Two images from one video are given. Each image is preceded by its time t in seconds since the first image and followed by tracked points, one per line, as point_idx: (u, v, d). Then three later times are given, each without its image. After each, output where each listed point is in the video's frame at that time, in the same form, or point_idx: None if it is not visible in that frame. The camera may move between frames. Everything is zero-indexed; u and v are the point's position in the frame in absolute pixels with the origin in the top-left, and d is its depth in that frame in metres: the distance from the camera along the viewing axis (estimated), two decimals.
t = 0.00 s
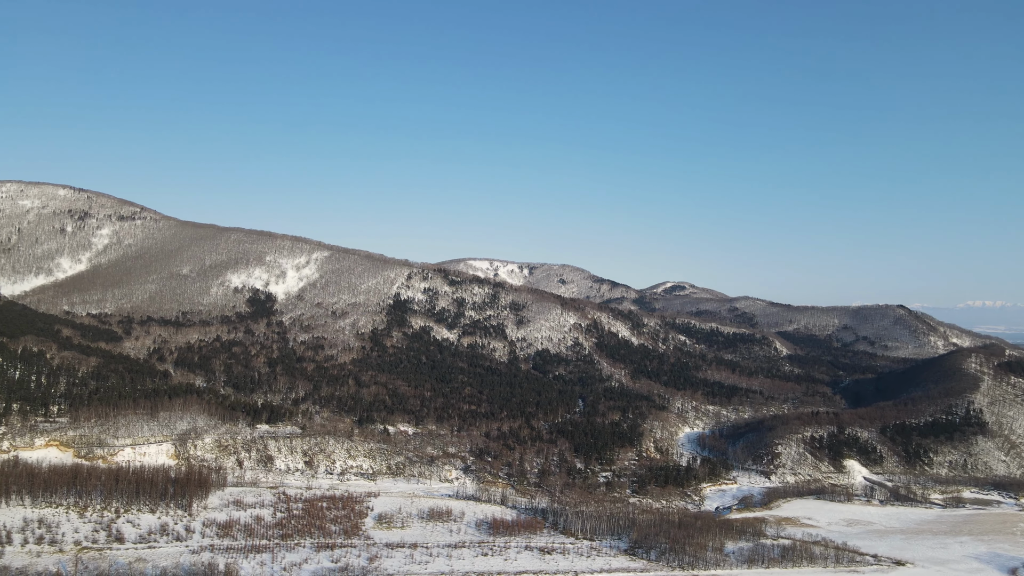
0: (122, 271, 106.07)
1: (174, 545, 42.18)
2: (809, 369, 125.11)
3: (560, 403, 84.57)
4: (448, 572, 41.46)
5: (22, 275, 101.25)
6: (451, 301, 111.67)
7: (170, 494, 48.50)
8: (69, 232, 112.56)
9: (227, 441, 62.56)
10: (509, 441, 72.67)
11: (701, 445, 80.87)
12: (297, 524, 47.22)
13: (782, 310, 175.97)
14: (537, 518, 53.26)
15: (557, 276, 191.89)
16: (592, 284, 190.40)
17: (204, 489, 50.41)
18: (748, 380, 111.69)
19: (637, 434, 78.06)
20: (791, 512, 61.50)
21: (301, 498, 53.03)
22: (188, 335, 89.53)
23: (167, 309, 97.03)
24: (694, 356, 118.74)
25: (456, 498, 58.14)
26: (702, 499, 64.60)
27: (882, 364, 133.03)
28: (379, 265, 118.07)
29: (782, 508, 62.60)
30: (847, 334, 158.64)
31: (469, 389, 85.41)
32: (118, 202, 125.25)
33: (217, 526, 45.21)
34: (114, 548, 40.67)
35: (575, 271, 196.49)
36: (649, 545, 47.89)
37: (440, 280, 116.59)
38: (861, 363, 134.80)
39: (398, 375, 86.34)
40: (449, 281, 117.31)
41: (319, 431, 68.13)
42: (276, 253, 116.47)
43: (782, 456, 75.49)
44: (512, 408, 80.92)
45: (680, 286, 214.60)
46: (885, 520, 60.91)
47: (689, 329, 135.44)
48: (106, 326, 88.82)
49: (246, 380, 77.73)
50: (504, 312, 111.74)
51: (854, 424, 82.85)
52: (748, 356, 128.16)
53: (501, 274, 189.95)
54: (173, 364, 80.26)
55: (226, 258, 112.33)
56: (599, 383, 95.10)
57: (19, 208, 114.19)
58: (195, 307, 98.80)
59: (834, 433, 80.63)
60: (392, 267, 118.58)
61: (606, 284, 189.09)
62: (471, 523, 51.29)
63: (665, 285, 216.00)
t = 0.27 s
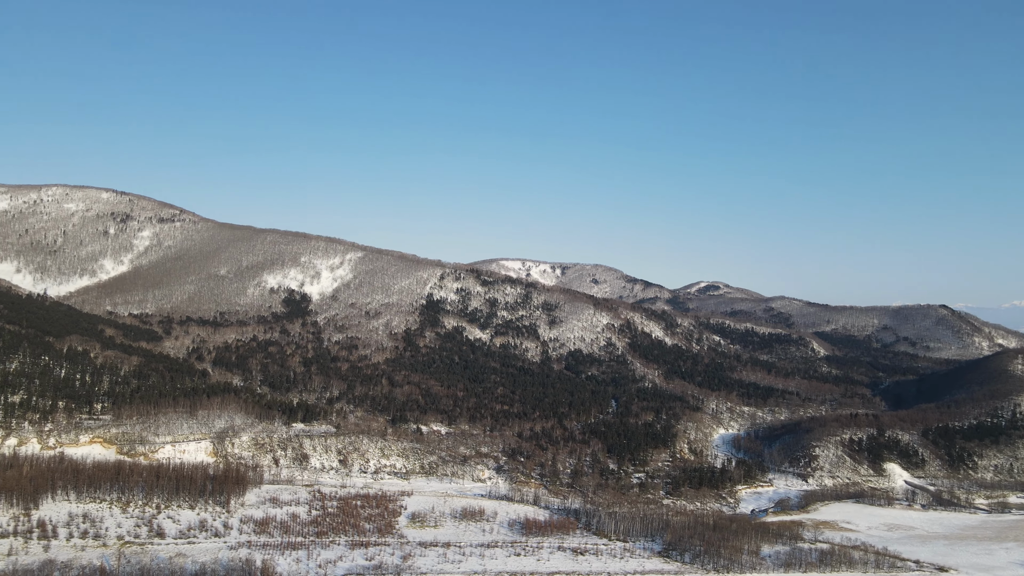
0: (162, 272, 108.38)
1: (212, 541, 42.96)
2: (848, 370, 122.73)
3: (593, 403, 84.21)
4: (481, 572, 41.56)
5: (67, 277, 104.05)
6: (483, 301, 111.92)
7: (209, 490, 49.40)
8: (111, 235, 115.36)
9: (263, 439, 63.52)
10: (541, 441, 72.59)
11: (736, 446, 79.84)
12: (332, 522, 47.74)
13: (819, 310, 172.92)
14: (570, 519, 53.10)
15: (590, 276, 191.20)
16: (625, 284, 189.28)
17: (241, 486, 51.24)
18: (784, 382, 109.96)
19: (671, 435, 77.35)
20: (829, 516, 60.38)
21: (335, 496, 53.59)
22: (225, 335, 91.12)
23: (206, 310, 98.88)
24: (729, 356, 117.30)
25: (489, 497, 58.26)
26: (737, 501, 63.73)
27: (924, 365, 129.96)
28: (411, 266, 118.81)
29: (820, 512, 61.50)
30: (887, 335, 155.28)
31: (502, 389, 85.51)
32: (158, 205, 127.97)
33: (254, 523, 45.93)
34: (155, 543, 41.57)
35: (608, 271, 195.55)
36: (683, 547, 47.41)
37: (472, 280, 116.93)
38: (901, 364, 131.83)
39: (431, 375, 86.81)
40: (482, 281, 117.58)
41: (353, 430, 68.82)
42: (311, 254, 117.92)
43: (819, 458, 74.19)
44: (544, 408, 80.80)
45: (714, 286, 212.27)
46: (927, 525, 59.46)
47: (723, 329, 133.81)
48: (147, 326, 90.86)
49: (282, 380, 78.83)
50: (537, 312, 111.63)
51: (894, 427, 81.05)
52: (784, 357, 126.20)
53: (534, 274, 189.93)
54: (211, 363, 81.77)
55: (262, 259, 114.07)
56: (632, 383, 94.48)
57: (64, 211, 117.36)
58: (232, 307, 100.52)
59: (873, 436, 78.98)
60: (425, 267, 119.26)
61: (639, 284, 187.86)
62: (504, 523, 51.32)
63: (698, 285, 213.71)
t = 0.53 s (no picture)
0: (201, 273, 110.56)
1: (250, 537, 43.68)
2: (888, 371, 120.02)
3: (626, 404, 83.66)
4: (514, 572, 41.56)
5: (110, 278, 106.75)
6: (516, 301, 111.95)
7: (246, 488, 50.24)
8: (152, 237, 118.01)
9: (299, 437, 64.40)
10: (574, 441, 72.36)
11: (773, 448, 78.65)
12: (366, 520, 48.17)
13: (859, 309, 169.53)
14: (603, 520, 52.83)
15: (623, 275, 190.15)
16: (658, 283, 187.75)
17: (278, 484, 51.98)
18: (822, 383, 108.00)
19: (706, 436, 76.49)
20: (869, 520, 59.13)
21: (369, 494, 54.06)
22: (262, 334, 92.56)
23: (243, 310, 100.58)
24: (765, 357, 115.60)
25: (522, 497, 58.25)
26: (774, 504, 62.76)
27: (968, 366, 126.57)
28: (444, 266, 119.34)
29: (859, 516, 60.27)
30: (930, 335, 151.56)
31: (535, 389, 85.46)
32: (197, 207, 130.44)
33: (291, 520, 46.57)
34: (194, 539, 42.40)
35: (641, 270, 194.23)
36: (719, 550, 46.83)
37: (505, 280, 117.00)
38: (944, 365, 128.54)
39: (464, 375, 87.13)
40: (514, 281, 117.57)
41: (387, 430, 69.37)
42: (346, 254, 119.21)
43: (859, 461, 72.73)
44: (577, 408, 80.52)
45: (749, 286, 209.48)
46: (972, 530, 57.87)
47: (759, 329, 131.91)
48: (186, 325, 92.76)
49: (317, 379, 79.84)
50: (569, 312, 111.30)
51: (937, 429, 79.06)
52: (822, 357, 123.96)
53: (566, 274, 189.53)
54: (248, 362, 83.16)
55: (298, 260, 115.66)
56: (666, 384, 93.63)
57: (107, 214, 120.42)
58: (269, 307, 102.10)
59: (915, 438, 77.13)
60: (457, 267, 119.68)
61: (672, 284, 186.23)
62: (536, 523, 51.28)
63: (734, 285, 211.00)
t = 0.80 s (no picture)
0: (238, 274, 112.50)
1: (286, 534, 44.29)
2: (931, 373, 117.14)
3: (660, 404, 82.96)
4: (547, 573, 41.48)
5: (151, 279, 109.23)
6: (549, 301, 111.80)
7: (283, 485, 50.97)
8: (192, 238, 120.41)
9: (334, 436, 65.13)
10: (608, 442, 71.99)
11: (811, 451, 77.29)
12: (400, 519, 48.51)
13: (900, 309, 165.75)
14: (637, 521, 52.46)
15: (657, 275, 188.71)
16: (692, 283, 185.82)
17: (314, 482, 52.64)
18: (862, 384, 105.79)
19: (741, 438, 75.47)
20: (911, 525, 57.75)
21: (403, 493, 54.42)
22: (298, 334, 93.82)
23: (279, 310, 102.07)
24: (802, 358, 113.67)
25: (555, 498, 58.11)
26: (812, 507, 61.64)
27: (1015, 368, 122.91)
28: (477, 266, 119.63)
29: (900, 520, 58.91)
30: (974, 336, 147.51)
31: (568, 389, 85.23)
32: (234, 208, 132.73)
33: (326, 518, 47.11)
34: (233, 535, 43.15)
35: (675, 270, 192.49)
36: (755, 554, 46.16)
37: (537, 280, 116.86)
38: (990, 367, 125.00)
39: (497, 375, 87.27)
40: (547, 281, 117.36)
41: (421, 429, 69.77)
42: (379, 255, 120.24)
43: (900, 464, 71.13)
44: (610, 409, 80.08)
45: (786, 285, 206.27)
46: (1019, 537, 56.16)
47: (796, 330, 129.73)
48: (225, 325, 94.48)
49: (352, 378, 80.67)
50: (602, 312, 110.74)
51: (982, 433, 76.90)
52: (862, 358, 121.46)
53: (599, 274, 188.68)
54: (284, 362, 84.36)
55: (332, 261, 117.02)
56: (700, 385, 92.60)
57: (148, 216, 123.18)
58: (304, 308, 103.48)
59: (959, 442, 75.12)
60: (490, 267, 119.87)
61: (707, 283, 184.21)
62: (570, 524, 51.12)
63: (770, 285, 207.87)
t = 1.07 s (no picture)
0: (275, 275, 114.23)
1: (322, 531, 44.81)
2: (976, 375, 114.03)
3: (695, 405, 82.09)
4: (581, 573, 41.32)
5: (191, 280, 111.50)
6: (582, 301, 111.41)
7: (318, 483, 51.59)
8: (230, 240, 122.58)
9: (368, 435, 65.74)
10: (641, 443, 71.48)
11: (850, 453, 75.77)
12: (434, 518, 48.74)
13: (943, 309, 161.73)
14: (672, 523, 51.99)
15: (691, 275, 186.94)
16: (727, 282, 183.59)
17: (348, 481, 53.16)
18: (903, 386, 103.42)
19: (778, 440, 74.31)
20: (955, 530, 56.27)
21: (437, 492, 54.72)
22: (333, 334, 94.91)
23: (315, 310, 103.39)
24: (841, 358, 111.49)
25: (588, 499, 57.88)
26: (852, 511, 60.42)
27: None
28: (510, 266, 119.69)
29: (944, 526, 57.46)
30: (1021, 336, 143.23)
31: (601, 390, 84.84)
32: (271, 210, 134.79)
33: (361, 516, 47.55)
34: (270, 532, 43.77)
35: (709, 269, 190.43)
36: (792, 557, 45.41)
37: (570, 280, 116.51)
38: None
39: (529, 375, 87.25)
40: (580, 281, 116.92)
41: (454, 429, 70.07)
42: (413, 256, 121.04)
43: (943, 468, 69.40)
44: (644, 410, 79.50)
45: (824, 285, 202.72)
46: None
47: (835, 330, 127.30)
48: (262, 325, 96.01)
49: (386, 378, 81.34)
50: (636, 312, 109.99)
51: None
52: (903, 359, 118.76)
53: (633, 273, 187.56)
54: (320, 362, 85.41)
55: (367, 261, 118.13)
56: (736, 386, 91.40)
57: (188, 218, 125.71)
58: (339, 308, 104.66)
59: (1005, 445, 73.00)
60: (523, 267, 119.85)
61: (742, 283, 181.87)
62: (603, 525, 50.87)
63: (807, 284, 204.50)
